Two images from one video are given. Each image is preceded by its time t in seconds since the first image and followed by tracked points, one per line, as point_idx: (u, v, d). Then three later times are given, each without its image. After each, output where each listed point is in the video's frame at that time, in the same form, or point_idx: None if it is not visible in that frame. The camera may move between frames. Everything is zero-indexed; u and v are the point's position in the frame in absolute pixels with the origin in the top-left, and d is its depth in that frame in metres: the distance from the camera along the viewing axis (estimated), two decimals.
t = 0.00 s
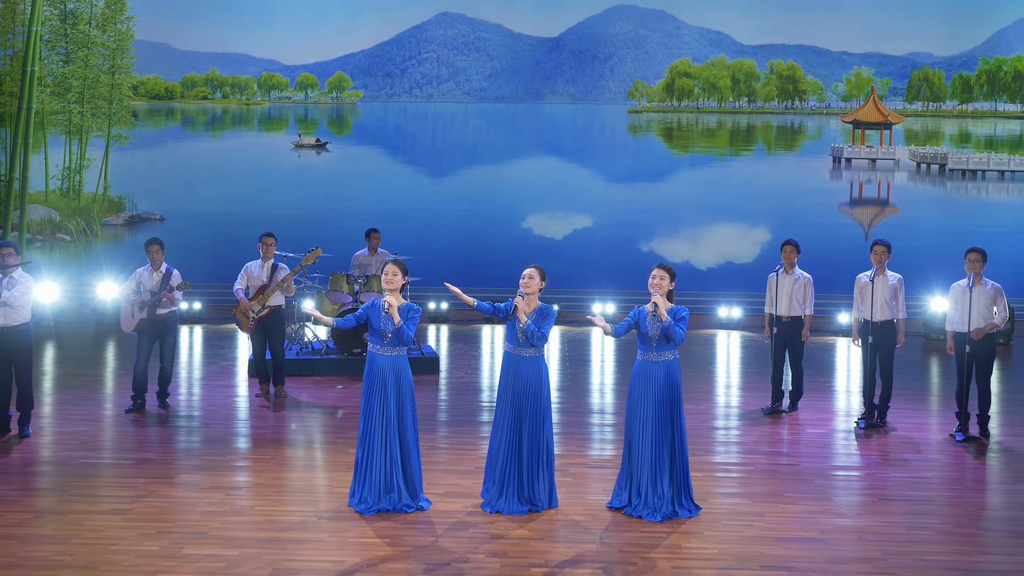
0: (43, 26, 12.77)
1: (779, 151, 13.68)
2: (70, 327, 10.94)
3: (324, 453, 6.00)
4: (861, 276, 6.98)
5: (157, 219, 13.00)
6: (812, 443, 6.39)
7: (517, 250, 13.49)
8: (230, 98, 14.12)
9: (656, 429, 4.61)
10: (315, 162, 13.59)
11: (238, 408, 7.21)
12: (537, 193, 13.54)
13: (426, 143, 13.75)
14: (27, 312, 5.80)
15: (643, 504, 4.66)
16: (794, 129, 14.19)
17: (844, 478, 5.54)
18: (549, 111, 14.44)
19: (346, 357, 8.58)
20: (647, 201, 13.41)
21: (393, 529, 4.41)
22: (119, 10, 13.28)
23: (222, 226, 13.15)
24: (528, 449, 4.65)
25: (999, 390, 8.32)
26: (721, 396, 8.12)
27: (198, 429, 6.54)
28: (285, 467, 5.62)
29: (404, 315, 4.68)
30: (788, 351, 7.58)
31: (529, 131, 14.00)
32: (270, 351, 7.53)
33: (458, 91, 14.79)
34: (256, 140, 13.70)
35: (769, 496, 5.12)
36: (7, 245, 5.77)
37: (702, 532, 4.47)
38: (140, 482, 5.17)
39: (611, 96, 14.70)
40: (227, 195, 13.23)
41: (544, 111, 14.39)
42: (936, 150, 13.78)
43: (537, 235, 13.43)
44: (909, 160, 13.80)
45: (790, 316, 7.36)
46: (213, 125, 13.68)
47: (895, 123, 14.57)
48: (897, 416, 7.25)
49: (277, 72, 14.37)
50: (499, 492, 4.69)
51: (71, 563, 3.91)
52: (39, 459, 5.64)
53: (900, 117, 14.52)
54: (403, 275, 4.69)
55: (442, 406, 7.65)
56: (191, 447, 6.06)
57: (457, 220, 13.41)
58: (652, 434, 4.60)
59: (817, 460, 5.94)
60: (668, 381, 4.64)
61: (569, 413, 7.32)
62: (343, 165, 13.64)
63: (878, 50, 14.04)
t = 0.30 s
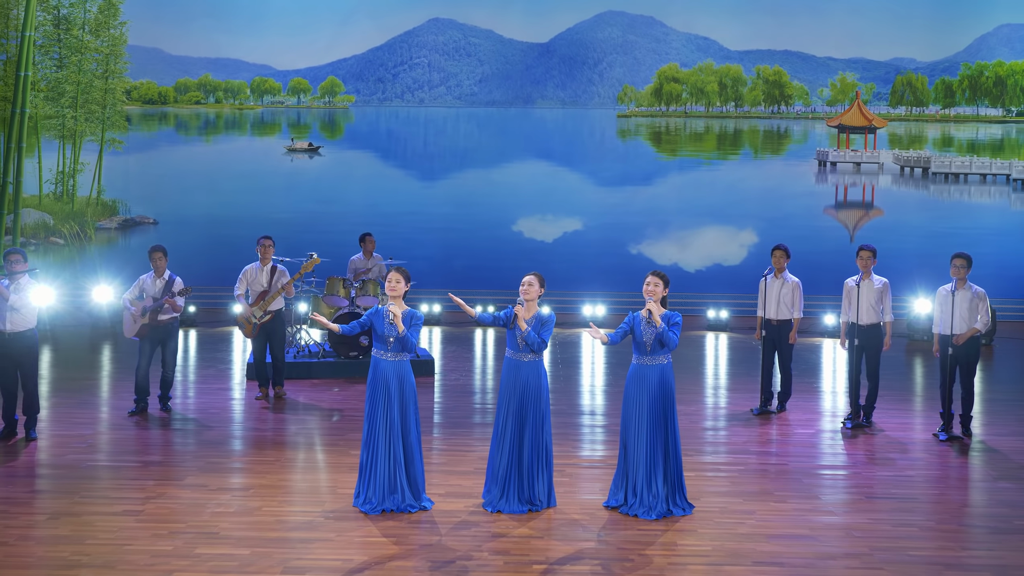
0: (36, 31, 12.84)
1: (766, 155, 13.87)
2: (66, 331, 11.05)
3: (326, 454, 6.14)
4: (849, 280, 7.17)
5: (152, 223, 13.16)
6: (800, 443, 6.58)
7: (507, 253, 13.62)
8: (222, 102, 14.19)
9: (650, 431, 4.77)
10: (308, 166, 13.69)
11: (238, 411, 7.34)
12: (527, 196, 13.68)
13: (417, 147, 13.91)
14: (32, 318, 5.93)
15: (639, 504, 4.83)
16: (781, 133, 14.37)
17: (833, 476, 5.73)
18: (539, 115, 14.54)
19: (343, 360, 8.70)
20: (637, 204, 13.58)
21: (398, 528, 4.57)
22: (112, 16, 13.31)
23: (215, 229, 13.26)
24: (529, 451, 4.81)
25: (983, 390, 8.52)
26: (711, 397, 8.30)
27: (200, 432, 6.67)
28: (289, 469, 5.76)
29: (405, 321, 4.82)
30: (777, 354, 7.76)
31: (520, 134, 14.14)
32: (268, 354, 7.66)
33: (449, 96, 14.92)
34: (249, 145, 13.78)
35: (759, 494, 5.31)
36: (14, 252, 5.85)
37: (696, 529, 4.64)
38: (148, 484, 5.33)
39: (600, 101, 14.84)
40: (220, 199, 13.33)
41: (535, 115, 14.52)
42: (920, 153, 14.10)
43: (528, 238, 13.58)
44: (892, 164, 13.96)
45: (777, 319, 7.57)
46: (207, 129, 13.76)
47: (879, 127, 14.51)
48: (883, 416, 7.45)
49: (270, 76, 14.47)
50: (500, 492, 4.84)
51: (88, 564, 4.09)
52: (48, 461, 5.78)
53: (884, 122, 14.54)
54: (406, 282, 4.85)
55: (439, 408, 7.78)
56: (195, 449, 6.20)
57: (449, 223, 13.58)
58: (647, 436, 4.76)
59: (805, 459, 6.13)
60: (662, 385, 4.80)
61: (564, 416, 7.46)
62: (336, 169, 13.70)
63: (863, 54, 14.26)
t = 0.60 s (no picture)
0: (30, 36, 12.94)
1: (754, 159, 14.09)
2: (63, 335, 11.15)
3: (328, 455, 6.28)
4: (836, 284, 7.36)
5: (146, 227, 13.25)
6: (788, 443, 6.77)
7: (498, 256, 13.76)
8: (216, 107, 14.36)
9: (645, 432, 4.95)
10: (301, 170, 13.80)
11: (239, 413, 7.47)
12: (518, 199, 13.83)
13: (410, 151, 14.05)
14: (39, 323, 6.05)
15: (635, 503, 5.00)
16: (767, 138, 14.59)
17: (819, 474, 5.93)
18: (529, 119, 14.69)
19: (340, 363, 8.83)
20: (626, 208, 13.77)
21: (402, 526, 4.72)
22: (106, 21, 13.42)
23: (209, 232, 13.40)
24: (529, 452, 4.98)
25: (965, 390, 8.75)
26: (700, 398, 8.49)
27: (202, 434, 6.80)
28: (291, 469, 5.90)
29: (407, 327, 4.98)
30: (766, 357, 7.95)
31: (511, 138, 14.30)
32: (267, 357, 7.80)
33: (441, 101, 15.06)
34: (242, 149, 13.89)
35: (749, 492, 5.49)
36: (22, 258, 6.00)
37: (689, 527, 4.82)
38: (155, 486, 5.47)
39: (590, 106, 14.99)
40: (213, 202, 13.46)
41: (526, 120, 14.67)
42: (904, 157, 14.34)
43: (519, 241, 13.76)
44: (878, 168, 14.15)
45: (765, 322, 7.76)
46: (201, 134, 13.88)
47: (864, 131, 14.79)
48: (868, 416, 7.66)
49: (264, 81, 14.52)
50: (502, 492, 5.01)
51: (104, 562, 4.23)
52: (55, 463, 5.91)
53: (869, 126, 14.87)
54: (408, 290, 5.00)
55: (436, 410, 7.93)
56: (198, 451, 6.32)
57: (441, 225, 13.73)
58: (642, 437, 4.94)
59: (793, 458, 6.32)
60: (657, 387, 4.98)
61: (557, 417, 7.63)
62: (329, 173, 13.83)
63: (847, 60, 14.53)
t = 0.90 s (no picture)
0: (26, 41, 13.05)
1: (741, 161, 14.30)
2: (59, 337, 11.25)
3: (329, 455, 6.44)
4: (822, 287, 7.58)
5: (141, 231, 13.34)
6: (776, 441, 6.96)
7: (490, 258, 13.92)
8: (210, 111, 14.39)
9: (639, 431, 5.13)
10: (295, 173, 13.92)
11: (239, 414, 7.61)
12: (509, 202, 13.99)
13: (402, 154, 14.18)
14: (46, 326, 6.17)
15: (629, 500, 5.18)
16: (755, 141, 14.75)
17: (806, 472, 6.12)
18: (521, 123, 14.85)
19: (336, 364, 8.97)
20: (616, 210, 13.97)
21: (404, 523, 4.89)
22: (101, 26, 13.56)
23: (204, 235, 13.52)
24: (527, 451, 5.15)
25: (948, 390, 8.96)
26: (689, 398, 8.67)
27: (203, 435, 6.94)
28: (294, 469, 6.05)
29: (408, 330, 5.15)
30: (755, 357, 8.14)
31: (502, 141, 14.46)
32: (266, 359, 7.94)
33: (433, 104, 15.20)
34: (236, 152, 14.02)
35: (738, 490, 5.68)
36: (30, 264, 6.13)
37: (681, 523, 5.00)
38: (162, 486, 5.62)
39: (581, 110, 15.16)
40: (208, 205, 13.57)
41: (517, 123, 14.83)
42: (889, 160, 14.57)
43: (510, 243, 13.91)
44: (863, 170, 14.35)
45: (754, 323, 7.96)
46: (195, 137, 14.00)
47: (850, 135, 15.02)
48: (854, 415, 7.87)
49: (258, 85, 14.64)
50: (501, 490, 5.18)
51: (118, 559, 4.38)
52: (63, 464, 6.05)
53: (854, 130, 15.03)
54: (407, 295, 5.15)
55: (432, 411, 8.09)
56: (201, 452, 6.46)
57: (434, 227, 13.87)
58: (636, 436, 5.12)
59: (781, 457, 6.52)
60: (651, 388, 5.15)
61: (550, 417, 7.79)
62: (323, 176, 13.96)
63: (833, 65, 14.76)
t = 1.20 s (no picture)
0: (25, 45, 13.15)
1: (734, 164, 14.49)
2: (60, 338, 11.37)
3: (332, 455, 6.59)
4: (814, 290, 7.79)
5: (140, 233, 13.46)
6: (768, 440, 7.15)
7: (487, 259, 14.07)
8: (209, 114, 14.64)
9: (635, 430, 5.31)
10: (293, 176, 14.06)
11: (243, 415, 7.76)
12: (505, 204, 14.16)
13: (399, 157, 14.33)
14: (56, 329, 6.33)
15: (626, 497, 5.36)
16: (747, 144, 14.92)
17: (797, 470, 6.30)
18: (517, 126, 15.01)
19: (337, 365, 9.12)
20: (610, 213, 14.14)
21: (410, 520, 5.05)
22: (100, 30, 13.68)
23: (202, 236, 13.64)
24: (528, 450, 5.32)
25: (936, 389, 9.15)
26: (682, 398, 8.85)
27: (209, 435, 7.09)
28: (300, 468, 6.21)
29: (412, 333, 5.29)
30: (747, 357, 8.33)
31: (498, 145, 14.62)
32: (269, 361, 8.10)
33: (430, 108, 15.35)
34: (235, 155, 14.15)
35: (732, 487, 5.85)
36: (42, 269, 6.32)
37: (677, 519, 5.18)
38: (172, 485, 5.77)
39: (576, 113, 15.32)
40: (206, 207, 13.70)
41: (513, 127, 14.99)
42: (879, 161, 14.75)
43: (506, 244, 14.07)
44: (854, 172, 14.56)
45: (747, 324, 8.14)
46: (194, 140, 14.13)
47: (841, 137, 15.21)
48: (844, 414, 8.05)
49: (256, 89, 14.85)
50: (502, 488, 5.35)
51: (134, 555, 4.53)
52: (73, 464, 6.20)
53: (845, 132, 15.19)
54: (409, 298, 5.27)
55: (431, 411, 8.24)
56: (207, 452, 6.61)
57: (430, 230, 14.02)
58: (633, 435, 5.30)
59: (773, 455, 6.70)
60: (648, 389, 5.32)
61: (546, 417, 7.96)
62: (321, 179, 14.09)
63: (825, 68, 14.94)
